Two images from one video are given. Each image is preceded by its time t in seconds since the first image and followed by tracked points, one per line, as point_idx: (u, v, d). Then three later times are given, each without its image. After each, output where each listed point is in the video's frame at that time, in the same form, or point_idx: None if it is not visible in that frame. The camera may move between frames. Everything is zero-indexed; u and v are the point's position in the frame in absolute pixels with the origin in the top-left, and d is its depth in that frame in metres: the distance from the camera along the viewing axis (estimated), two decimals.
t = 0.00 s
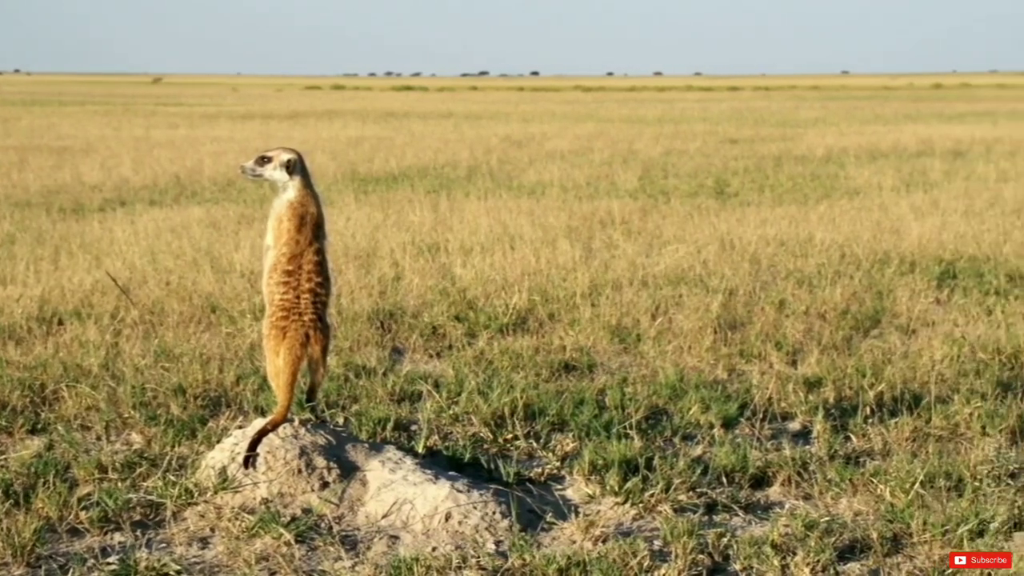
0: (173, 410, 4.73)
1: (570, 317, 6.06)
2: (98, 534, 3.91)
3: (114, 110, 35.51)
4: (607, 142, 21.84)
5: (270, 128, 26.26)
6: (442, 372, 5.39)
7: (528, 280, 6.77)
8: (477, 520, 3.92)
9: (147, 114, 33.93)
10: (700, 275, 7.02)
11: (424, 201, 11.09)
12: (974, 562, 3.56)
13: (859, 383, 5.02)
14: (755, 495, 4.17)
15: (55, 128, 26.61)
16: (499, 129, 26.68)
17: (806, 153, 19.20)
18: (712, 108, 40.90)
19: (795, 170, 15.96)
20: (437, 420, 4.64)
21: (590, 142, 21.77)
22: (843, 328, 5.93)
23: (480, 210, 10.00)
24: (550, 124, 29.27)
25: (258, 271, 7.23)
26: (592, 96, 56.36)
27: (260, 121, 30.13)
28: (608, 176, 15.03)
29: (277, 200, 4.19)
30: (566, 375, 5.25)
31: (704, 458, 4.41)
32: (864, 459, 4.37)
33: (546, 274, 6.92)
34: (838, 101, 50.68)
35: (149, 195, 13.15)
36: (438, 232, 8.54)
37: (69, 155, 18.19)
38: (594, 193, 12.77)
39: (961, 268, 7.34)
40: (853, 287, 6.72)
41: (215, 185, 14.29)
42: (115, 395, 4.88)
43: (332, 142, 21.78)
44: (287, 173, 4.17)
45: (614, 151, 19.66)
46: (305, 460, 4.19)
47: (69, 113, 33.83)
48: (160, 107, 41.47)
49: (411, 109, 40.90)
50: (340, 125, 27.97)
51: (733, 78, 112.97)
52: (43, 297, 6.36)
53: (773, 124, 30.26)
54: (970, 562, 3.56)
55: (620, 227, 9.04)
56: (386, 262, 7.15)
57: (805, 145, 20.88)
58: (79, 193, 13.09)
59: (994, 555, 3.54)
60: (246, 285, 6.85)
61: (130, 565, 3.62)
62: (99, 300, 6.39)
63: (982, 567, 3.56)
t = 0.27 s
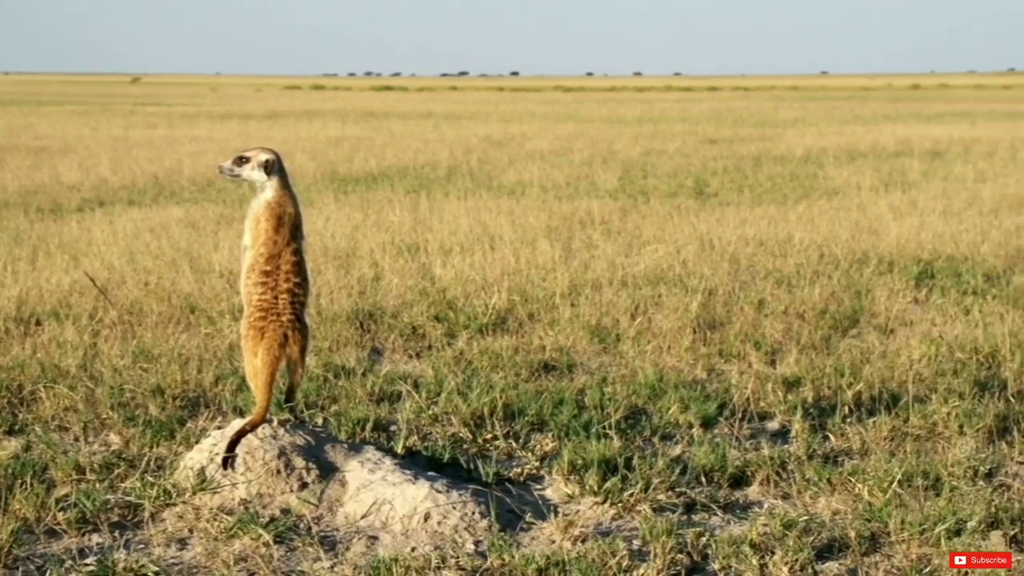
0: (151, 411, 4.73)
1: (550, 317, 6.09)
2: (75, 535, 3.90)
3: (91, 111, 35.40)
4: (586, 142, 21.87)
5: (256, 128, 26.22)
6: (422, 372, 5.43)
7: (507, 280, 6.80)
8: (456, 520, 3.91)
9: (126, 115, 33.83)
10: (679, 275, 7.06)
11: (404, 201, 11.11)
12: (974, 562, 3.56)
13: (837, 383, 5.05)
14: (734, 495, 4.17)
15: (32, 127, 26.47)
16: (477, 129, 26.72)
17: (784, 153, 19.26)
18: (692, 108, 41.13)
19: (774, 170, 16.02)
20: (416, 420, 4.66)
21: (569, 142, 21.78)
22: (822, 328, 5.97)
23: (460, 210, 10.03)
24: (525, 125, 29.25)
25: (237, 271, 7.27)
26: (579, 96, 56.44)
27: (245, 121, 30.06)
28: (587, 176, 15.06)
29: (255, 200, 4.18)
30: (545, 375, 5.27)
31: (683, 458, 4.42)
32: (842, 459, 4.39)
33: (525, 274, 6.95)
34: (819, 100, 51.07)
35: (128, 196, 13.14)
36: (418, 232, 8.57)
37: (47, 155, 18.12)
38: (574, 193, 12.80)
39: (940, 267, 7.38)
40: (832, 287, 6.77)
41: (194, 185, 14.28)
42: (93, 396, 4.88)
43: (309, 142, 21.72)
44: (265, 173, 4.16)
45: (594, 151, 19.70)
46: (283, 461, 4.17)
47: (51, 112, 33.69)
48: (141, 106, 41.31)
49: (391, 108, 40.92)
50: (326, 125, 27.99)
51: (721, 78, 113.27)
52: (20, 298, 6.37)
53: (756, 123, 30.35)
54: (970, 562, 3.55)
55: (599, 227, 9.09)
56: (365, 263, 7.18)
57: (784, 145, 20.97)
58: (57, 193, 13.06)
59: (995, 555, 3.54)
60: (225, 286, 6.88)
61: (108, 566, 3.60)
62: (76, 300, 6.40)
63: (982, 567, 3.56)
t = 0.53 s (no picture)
0: (138, 411, 4.74)
1: (538, 317, 6.09)
2: (62, 536, 3.88)
3: (78, 111, 35.27)
4: (574, 142, 21.89)
5: (247, 128, 26.19)
6: (409, 372, 5.44)
7: (495, 280, 6.80)
8: (444, 520, 3.90)
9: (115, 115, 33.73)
10: (667, 275, 7.07)
11: (392, 201, 11.11)
12: (974, 562, 3.54)
13: (824, 382, 5.07)
14: (721, 494, 4.18)
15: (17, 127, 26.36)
16: (465, 129, 26.70)
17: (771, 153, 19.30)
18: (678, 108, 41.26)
19: (762, 170, 16.04)
20: (404, 420, 4.67)
21: (557, 142, 21.78)
22: (809, 327, 5.98)
23: (448, 210, 10.03)
24: (511, 125, 29.22)
25: (224, 271, 7.31)
26: (571, 96, 56.44)
27: (236, 121, 30.00)
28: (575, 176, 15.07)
29: (242, 200, 4.17)
30: (533, 375, 5.28)
31: (671, 457, 4.43)
32: (829, 458, 4.40)
33: (513, 274, 6.95)
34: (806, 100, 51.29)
35: (115, 196, 13.12)
36: (406, 232, 8.58)
37: (33, 155, 18.07)
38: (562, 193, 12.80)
39: (926, 267, 7.40)
40: (819, 287, 6.79)
41: (181, 185, 14.27)
42: (79, 397, 4.88)
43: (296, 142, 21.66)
44: (252, 173, 4.15)
45: (581, 151, 19.71)
46: (271, 461, 4.16)
47: (39, 112, 33.59)
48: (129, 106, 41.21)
49: (379, 109, 40.90)
50: (317, 125, 28.01)
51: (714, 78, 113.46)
52: (7, 298, 6.38)
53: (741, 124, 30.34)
54: (970, 562, 3.54)
55: (587, 227, 9.10)
56: (353, 263, 7.18)
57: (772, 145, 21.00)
58: (44, 193, 13.03)
59: (995, 555, 3.52)
60: (211, 286, 6.90)
61: (95, 567, 3.59)
62: (63, 300, 6.40)
63: (983, 567, 3.54)
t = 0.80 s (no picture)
0: (132, 411, 4.74)
1: (532, 317, 6.09)
2: (57, 536, 3.87)
3: (65, 111, 35.05)
4: (569, 142, 21.89)
5: (243, 127, 26.16)
6: (404, 372, 5.44)
7: (490, 280, 6.81)
8: (438, 520, 3.90)
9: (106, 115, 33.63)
10: (661, 275, 7.07)
11: (386, 201, 11.10)
12: (974, 563, 3.52)
13: (819, 382, 5.08)
14: (716, 494, 4.18)
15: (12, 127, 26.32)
16: (460, 129, 26.68)
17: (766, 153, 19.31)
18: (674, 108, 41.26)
19: (756, 170, 16.04)
20: (398, 421, 4.68)
21: (553, 142, 21.78)
22: (803, 327, 5.99)
23: (442, 210, 10.02)
24: (507, 125, 29.19)
25: (219, 271, 7.31)
26: (565, 97, 56.41)
27: (231, 121, 29.95)
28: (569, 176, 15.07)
29: (237, 200, 4.18)
30: (527, 375, 5.29)
31: (665, 457, 4.43)
32: (824, 458, 4.40)
33: (508, 274, 6.96)
34: (802, 100, 51.33)
35: (109, 195, 13.10)
36: (400, 232, 8.58)
37: (27, 155, 18.04)
38: (556, 193, 12.80)
39: (921, 267, 7.41)
40: (813, 286, 6.80)
41: (176, 185, 14.25)
42: (74, 397, 4.88)
43: (292, 141, 21.64)
44: (246, 173, 4.17)
45: (576, 151, 19.71)
46: (266, 461, 4.16)
47: (34, 112, 33.53)
48: (124, 106, 41.16)
49: (374, 108, 40.88)
50: (312, 125, 27.98)
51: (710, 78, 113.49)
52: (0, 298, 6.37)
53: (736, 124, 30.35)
54: (970, 562, 3.51)
55: (582, 227, 9.11)
56: (347, 263, 7.18)
57: (766, 145, 21.01)
58: (37, 193, 13.01)
59: (994, 555, 3.51)
60: (206, 286, 6.90)
61: (89, 567, 3.57)
62: (57, 300, 6.39)
63: (982, 567, 3.52)
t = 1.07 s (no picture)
0: (132, 412, 4.74)
1: (532, 317, 6.09)
2: (56, 536, 3.87)
3: (65, 111, 35.04)
4: (569, 142, 21.88)
5: (243, 127, 26.15)
6: (403, 372, 5.44)
7: (489, 280, 6.81)
8: (438, 520, 3.89)
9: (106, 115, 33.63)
10: (661, 275, 7.07)
11: (386, 201, 11.10)
12: (974, 562, 3.52)
13: (818, 382, 5.08)
14: (716, 494, 4.18)
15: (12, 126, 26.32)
16: (460, 129, 26.67)
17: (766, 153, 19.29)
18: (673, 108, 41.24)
19: (756, 170, 16.03)
20: (398, 421, 4.68)
21: (553, 142, 21.77)
22: (803, 327, 5.99)
23: (442, 210, 10.02)
24: (509, 125, 29.17)
25: (218, 271, 7.31)
26: (564, 97, 56.40)
27: (231, 121, 29.92)
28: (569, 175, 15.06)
29: (237, 200, 4.17)
30: (526, 375, 5.29)
31: (664, 457, 4.43)
32: (824, 458, 4.40)
33: (507, 274, 6.96)
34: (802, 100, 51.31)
35: (108, 196, 13.10)
36: (400, 233, 8.58)
37: (27, 155, 18.03)
38: (556, 193, 12.79)
39: (920, 267, 7.40)
40: (812, 286, 6.80)
41: (175, 185, 14.25)
42: (73, 397, 4.88)
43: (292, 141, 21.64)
44: (245, 173, 4.17)
45: (576, 151, 19.69)
46: (265, 461, 4.16)
47: (34, 112, 33.52)
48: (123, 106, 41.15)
49: (374, 108, 40.88)
50: (312, 125, 27.98)
51: (710, 78, 113.40)
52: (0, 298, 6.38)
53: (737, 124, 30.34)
54: (970, 562, 3.51)
55: (581, 227, 9.11)
56: (347, 263, 7.19)
57: (767, 145, 21.00)
58: (37, 193, 13.01)
59: (994, 555, 3.51)
60: (205, 286, 6.90)
61: (89, 566, 3.57)
62: (56, 300, 6.40)
63: (982, 567, 3.52)
